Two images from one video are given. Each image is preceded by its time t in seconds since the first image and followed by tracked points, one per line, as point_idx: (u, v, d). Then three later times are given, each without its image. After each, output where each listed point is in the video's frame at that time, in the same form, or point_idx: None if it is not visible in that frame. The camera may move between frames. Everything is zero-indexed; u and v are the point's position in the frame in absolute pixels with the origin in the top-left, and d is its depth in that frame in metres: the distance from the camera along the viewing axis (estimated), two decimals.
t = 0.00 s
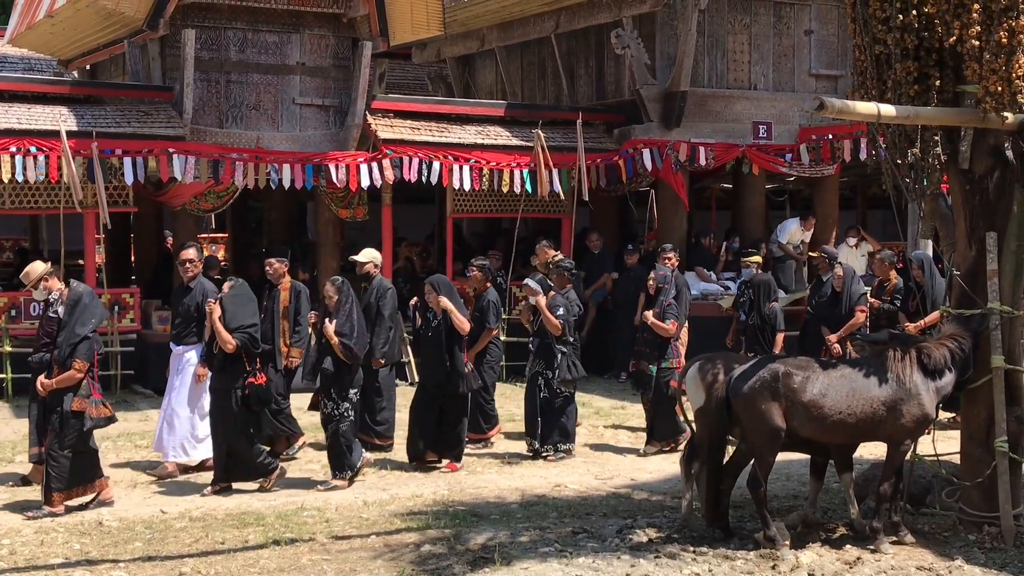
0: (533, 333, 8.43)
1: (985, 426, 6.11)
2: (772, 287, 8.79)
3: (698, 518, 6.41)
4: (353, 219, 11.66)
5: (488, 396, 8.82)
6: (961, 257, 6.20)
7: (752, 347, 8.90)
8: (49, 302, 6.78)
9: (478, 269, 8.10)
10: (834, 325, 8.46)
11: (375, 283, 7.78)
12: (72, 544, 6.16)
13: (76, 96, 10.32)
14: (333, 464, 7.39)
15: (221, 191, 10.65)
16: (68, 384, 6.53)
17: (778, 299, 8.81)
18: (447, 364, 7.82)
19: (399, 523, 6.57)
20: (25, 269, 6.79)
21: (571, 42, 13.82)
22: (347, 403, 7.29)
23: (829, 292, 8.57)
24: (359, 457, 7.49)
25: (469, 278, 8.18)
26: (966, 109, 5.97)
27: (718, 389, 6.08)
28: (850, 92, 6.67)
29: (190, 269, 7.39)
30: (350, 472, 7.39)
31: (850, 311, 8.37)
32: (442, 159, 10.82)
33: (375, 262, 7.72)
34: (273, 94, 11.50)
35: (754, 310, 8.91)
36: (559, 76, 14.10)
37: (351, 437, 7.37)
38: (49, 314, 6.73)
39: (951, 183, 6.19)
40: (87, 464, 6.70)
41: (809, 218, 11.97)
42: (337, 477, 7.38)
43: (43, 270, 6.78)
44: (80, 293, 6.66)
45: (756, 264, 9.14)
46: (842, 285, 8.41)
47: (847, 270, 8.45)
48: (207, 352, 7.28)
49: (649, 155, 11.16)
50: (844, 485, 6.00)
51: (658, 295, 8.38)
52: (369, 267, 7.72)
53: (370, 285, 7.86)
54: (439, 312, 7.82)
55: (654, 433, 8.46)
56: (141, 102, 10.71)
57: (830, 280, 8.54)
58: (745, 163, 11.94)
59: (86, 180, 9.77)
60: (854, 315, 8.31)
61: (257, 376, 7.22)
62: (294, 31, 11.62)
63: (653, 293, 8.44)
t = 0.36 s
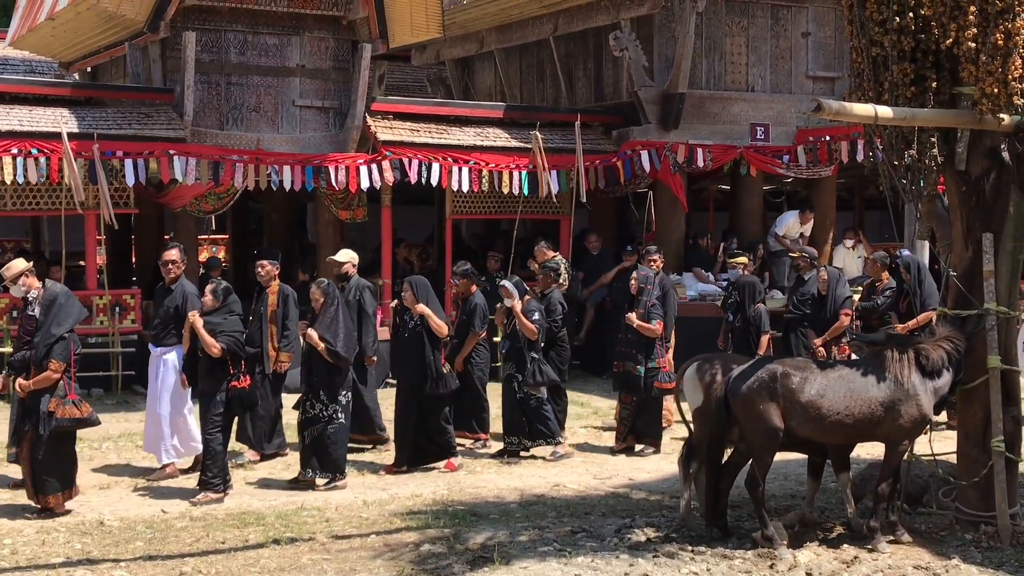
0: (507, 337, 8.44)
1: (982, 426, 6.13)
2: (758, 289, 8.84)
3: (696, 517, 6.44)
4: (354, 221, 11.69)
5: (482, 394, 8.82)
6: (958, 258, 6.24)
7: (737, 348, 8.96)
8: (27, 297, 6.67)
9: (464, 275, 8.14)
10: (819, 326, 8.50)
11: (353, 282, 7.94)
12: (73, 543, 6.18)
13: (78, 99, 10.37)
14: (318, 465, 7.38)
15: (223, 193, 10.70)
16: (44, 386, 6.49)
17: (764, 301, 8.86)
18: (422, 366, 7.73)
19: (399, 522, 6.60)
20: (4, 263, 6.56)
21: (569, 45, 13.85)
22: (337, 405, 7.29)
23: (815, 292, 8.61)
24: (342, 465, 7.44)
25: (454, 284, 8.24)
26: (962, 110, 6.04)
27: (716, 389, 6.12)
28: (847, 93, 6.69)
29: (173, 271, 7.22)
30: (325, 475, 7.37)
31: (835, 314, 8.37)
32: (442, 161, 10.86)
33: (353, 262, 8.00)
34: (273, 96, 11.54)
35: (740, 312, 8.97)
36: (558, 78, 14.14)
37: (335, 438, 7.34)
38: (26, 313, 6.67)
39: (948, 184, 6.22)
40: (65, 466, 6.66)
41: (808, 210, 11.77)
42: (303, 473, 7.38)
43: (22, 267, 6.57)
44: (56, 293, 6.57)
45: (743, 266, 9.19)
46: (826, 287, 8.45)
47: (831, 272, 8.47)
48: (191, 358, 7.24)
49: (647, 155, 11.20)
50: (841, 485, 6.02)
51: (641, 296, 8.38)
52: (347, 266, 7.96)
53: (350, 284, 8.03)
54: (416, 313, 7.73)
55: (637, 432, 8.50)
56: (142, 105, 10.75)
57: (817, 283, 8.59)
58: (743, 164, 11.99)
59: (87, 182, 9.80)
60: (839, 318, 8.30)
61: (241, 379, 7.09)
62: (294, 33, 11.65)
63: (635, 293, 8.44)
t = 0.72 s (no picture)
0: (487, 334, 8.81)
1: (964, 422, 6.37)
2: (734, 289, 9.08)
3: (690, 509, 6.68)
4: (359, 223, 11.93)
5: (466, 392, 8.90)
6: (941, 259, 6.47)
7: (715, 347, 9.20)
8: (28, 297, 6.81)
9: (434, 277, 8.33)
10: (796, 326, 8.71)
11: (344, 282, 8.14)
12: (90, 534, 6.43)
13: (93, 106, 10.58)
14: (315, 459, 7.62)
15: (232, 195, 10.95)
16: (44, 383, 6.62)
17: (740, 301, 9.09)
18: (404, 363, 7.94)
19: (403, 514, 6.83)
20: (14, 262, 6.74)
21: (567, 53, 14.10)
22: (324, 402, 7.49)
23: (790, 292, 8.81)
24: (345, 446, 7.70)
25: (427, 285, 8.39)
26: (945, 117, 6.26)
27: (710, 385, 6.35)
28: (834, 101, 6.95)
29: (170, 271, 7.62)
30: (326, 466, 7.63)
31: (811, 313, 8.56)
32: (444, 165, 11.08)
33: (344, 262, 8.26)
34: (281, 103, 11.77)
35: (717, 312, 9.20)
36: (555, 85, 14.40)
37: (329, 433, 7.58)
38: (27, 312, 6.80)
39: (932, 188, 6.45)
40: (65, 462, 6.87)
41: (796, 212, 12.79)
42: (295, 468, 7.63)
43: (33, 266, 6.74)
44: (55, 294, 6.72)
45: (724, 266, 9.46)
46: (802, 287, 8.66)
47: (808, 273, 8.69)
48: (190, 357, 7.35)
49: (642, 161, 11.47)
50: (829, 478, 6.24)
51: (620, 296, 8.56)
52: (336, 267, 8.20)
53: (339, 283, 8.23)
54: (399, 314, 7.95)
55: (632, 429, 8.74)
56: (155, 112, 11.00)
57: (794, 284, 8.78)
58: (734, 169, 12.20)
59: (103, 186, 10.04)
60: (815, 316, 8.49)
61: (233, 377, 7.16)
62: (301, 43, 11.93)
63: (614, 293, 8.62)
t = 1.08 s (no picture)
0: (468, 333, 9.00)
1: (947, 417, 6.62)
2: (712, 289, 9.31)
3: (683, 501, 6.93)
4: (365, 227, 12.17)
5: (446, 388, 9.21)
6: (925, 261, 6.71)
7: (693, 345, 9.44)
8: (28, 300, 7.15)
9: (422, 275, 8.43)
10: (779, 325, 8.90)
11: (340, 284, 8.31)
12: (105, 525, 6.69)
13: (110, 113, 10.82)
14: (300, 454, 7.80)
15: (244, 200, 11.18)
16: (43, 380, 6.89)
17: (718, 300, 9.32)
18: (393, 366, 8.10)
19: (407, 506, 7.09)
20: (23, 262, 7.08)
21: (565, 63, 14.42)
22: (307, 397, 7.69)
23: (774, 291, 9.05)
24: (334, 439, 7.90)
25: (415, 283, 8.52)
26: (929, 123, 6.50)
27: (703, 381, 6.57)
28: (822, 108, 7.19)
29: (165, 274, 7.82)
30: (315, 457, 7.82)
31: (793, 312, 8.73)
32: (446, 170, 11.33)
33: (340, 265, 8.39)
34: (291, 111, 12.04)
35: (695, 310, 9.43)
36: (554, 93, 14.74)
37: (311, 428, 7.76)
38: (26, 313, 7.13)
39: (916, 192, 6.71)
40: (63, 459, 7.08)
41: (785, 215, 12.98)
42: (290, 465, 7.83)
43: (39, 266, 7.07)
44: (53, 295, 7.04)
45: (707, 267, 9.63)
46: (785, 287, 8.85)
47: (791, 274, 8.88)
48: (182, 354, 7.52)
49: (637, 166, 11.72)
50: (818, 471, 6.48)
51: (606, 296, 8.79)
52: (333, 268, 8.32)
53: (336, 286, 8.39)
54: (392, 316, 8.17)
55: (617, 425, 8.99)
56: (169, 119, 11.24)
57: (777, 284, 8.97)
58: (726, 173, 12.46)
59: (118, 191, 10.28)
60: (796, 316, 8.68)
61: (221, 376, 7.32)
62: (310, 52, 12.18)
63: (601, 293, 8.83)
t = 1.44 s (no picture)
0: (451, 332, 9.22)
1: (934, 413, 6.84)
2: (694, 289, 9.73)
3: (678, 495, 7.14)
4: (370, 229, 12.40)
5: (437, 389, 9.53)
6: (913, 262, 6.91)
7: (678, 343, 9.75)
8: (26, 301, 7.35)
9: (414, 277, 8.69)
10: (755, 326, 9.17)
11: (331, 286, 8.08)
12: (118, 518, 6.93)
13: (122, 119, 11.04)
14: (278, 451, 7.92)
15: (253, 203, 11.43)
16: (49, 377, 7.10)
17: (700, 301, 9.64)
18: (385, 366, 8.32)
19: (410, 499, 7.30)
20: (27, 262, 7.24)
21: (564, 70, 14.80)
22: (300, 392, 7.86)
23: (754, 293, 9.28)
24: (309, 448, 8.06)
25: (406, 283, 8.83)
26: (916, 129, 6.72)
27: (697, 379, 6.78)
28: (813, 114, 7.43)
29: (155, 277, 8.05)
30: (291, 460, 7.91)
31: (770, 313, 9.00)
32: (448, 174, 11.54)
33: (335, 265, 8.27)
34: (298, 116, 12.26)
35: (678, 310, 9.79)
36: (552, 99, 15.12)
37: (291, 425, 7.91)
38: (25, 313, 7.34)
39: (904, 195, 6.91)
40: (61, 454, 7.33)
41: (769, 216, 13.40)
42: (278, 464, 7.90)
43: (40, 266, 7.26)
44: (53, 294, 7.26)
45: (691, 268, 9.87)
46: (763, 289, 9.11)
47: (768, 276, 9.14)
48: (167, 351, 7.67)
49: (633, 171, 11.91)
50: (808, 466, 6.68)
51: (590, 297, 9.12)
52: (326, 269, 8.22)
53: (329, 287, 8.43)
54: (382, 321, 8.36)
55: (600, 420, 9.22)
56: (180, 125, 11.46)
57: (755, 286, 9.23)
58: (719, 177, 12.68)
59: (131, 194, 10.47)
60: (774, 316, 8.94)
61: (210, 373, 7.54)
62: (316, 60, 12.39)
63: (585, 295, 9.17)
